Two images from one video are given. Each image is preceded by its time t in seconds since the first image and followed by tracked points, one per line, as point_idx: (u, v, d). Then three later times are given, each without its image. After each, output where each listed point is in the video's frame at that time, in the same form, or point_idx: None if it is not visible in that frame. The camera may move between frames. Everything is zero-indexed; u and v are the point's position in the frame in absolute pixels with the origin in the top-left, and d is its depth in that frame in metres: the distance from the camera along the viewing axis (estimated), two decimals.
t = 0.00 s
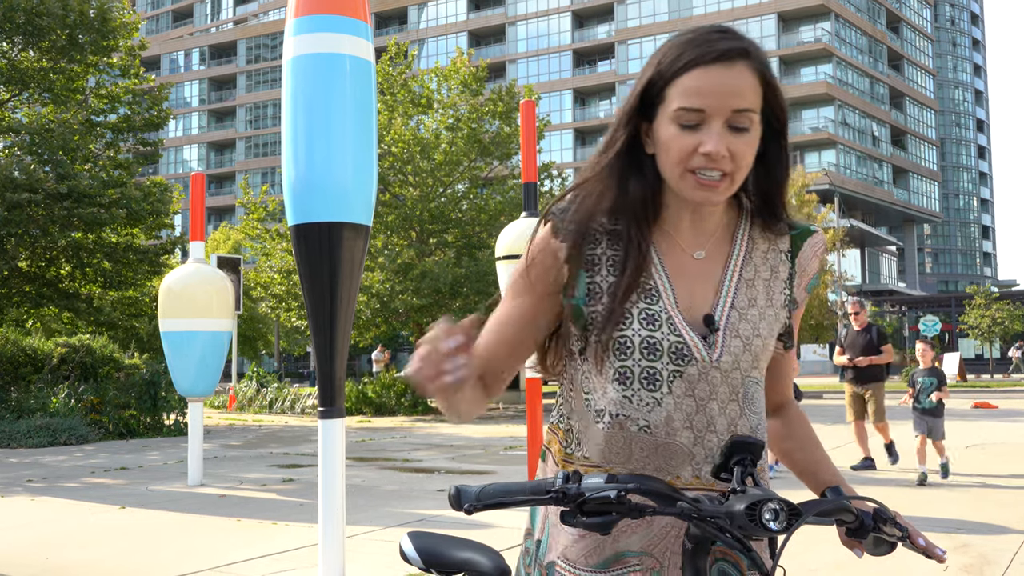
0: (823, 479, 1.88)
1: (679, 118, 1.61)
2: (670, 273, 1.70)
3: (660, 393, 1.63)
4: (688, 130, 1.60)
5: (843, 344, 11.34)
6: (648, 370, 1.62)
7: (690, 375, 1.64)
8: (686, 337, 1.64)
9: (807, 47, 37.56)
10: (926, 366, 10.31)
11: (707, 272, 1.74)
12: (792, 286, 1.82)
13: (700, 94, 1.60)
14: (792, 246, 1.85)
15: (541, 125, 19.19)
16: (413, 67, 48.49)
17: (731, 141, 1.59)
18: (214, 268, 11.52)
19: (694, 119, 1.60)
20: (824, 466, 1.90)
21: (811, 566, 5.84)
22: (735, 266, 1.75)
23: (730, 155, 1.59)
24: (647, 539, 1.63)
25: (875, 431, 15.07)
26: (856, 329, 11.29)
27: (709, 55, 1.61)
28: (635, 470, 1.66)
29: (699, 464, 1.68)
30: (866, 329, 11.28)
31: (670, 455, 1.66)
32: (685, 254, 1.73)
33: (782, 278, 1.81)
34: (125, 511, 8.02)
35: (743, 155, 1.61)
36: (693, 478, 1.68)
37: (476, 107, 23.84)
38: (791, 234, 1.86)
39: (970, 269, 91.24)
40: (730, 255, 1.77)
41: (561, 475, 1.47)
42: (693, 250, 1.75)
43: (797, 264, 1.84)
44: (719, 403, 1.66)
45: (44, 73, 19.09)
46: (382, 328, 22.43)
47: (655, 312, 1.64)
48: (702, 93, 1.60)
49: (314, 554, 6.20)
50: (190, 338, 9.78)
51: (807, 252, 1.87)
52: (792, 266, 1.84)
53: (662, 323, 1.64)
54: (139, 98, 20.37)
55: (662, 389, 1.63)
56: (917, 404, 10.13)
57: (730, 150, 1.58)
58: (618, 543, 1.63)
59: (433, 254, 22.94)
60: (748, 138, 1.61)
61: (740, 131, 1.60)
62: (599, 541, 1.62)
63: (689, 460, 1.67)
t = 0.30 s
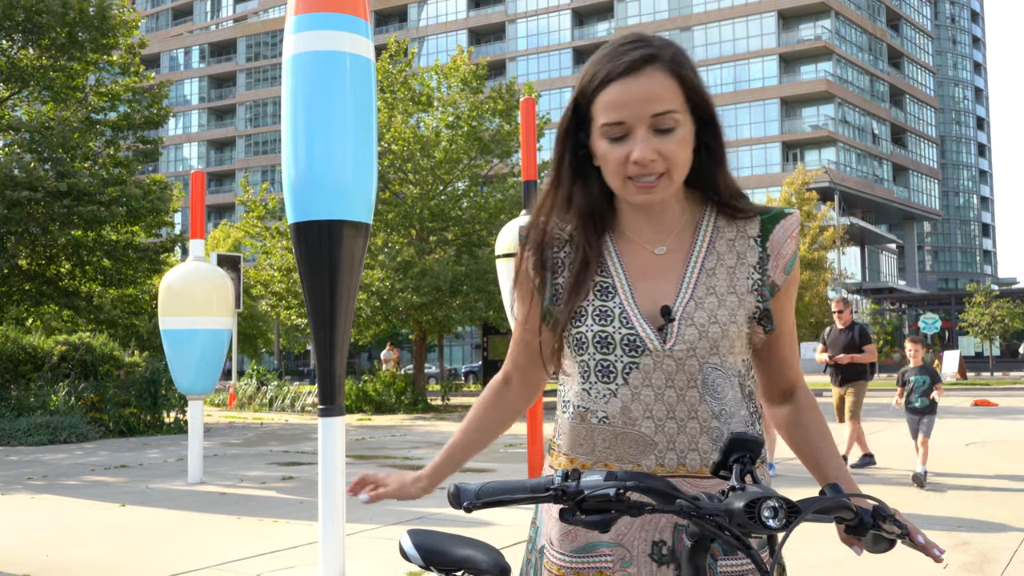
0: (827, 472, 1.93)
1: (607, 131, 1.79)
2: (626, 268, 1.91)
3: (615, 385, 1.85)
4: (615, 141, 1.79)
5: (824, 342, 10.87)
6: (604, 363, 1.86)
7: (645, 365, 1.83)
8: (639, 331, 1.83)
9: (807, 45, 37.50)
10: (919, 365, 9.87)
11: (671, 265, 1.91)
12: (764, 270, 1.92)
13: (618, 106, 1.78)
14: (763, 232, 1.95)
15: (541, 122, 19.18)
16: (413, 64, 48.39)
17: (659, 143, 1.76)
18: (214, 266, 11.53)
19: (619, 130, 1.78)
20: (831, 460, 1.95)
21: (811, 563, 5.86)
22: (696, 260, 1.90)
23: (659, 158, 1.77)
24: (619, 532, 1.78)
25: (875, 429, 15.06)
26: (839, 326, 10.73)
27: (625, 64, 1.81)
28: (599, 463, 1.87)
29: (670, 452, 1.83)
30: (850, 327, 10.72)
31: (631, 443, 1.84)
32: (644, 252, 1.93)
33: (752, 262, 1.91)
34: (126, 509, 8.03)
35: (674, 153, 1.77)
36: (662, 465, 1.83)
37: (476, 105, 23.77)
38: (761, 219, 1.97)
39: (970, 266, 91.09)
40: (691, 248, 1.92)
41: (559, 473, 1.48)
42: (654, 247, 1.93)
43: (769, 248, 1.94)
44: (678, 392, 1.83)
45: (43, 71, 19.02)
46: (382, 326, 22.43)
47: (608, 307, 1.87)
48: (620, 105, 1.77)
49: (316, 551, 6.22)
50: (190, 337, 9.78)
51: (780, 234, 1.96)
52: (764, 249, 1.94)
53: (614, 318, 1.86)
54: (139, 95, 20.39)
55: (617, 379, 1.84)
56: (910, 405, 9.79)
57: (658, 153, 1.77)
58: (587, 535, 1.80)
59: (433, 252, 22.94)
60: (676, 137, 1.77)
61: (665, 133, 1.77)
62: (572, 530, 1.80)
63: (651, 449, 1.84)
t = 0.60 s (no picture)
0: (823, 470, 1.92)
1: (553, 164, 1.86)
2: (593, 278, 2.05)
3: (578, 383, 1.97)
4: (560, 173, 1.86)
5: (807, 339, 10.71)
6: (568, 364, 1.98)
7: (604, 363, 1.95)
8: (599, 332, 1.96)
9: (807, 43, 37.49)
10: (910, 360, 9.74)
11: (632, 271, 2.03)
12: (720, 267, 2.00)
13: (556, 141, 1.84)
14: (718, 230, 2.04)
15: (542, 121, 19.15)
16: (413, 62, 48.35)
17: (597, 172, 1.84)
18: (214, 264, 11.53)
19: (562, 164, 1.85)
20: (821, 452, 1.95)
21: (811, 561, 5.87)
22: (655, 264, 2.00)
23: (600, 185, 1.84)
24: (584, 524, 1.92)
25: (874, 427, 15.07)
26: (821, 322, 10.64)
27: (556, 102, 1.86)
28: (564, 457, 1.99)
29: (631, 445, 1.93)
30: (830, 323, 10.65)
31: (593, 436, 1.96)
32: (610, 259, 2.06)
33: (706, 261, 2.00)
34: (126, 507, 8.04)
35: (615, 178, 1.85)
36: (621, 457, 1.93)
37: (475, 103, 23.80)
38: (717, 220, 2.05)
39: (970, 264, 91.12)
40: (651, 255, 2.02)
41: (562, 469, 1.47)
42: (618, 253, 2.06)
43: (725, 245, 2.02)
44: (635, 387, 1.93)
45: (43, 69, 19.03)
46: (382, 325, 22.45)
47: (573, 312, 2.01)
48: (555, 141, 1.83)
49: (316, 549, 6.23)
50: (191, 334, 9.78)
51: (736, 233, 2.03)
52: (720, 246, 2.02)
53: (577, 321, 1.99)
54: (139, 94, 20.45)
55: (580, 378, 1.97)
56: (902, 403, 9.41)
57: (599, 181, 1.84)
58: (559, 522, 1.95)
59: (433, 250, 22.99)
60: (613, 166, 1.85)
61: (603, 162, 1.84)
62: (548, 515, 1.95)
63: (611, 441, 1.95)
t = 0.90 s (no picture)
0: (825, 469, 1.89)
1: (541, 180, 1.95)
2: (583, 280, 2.10)
3: (565, 374, 2.03)
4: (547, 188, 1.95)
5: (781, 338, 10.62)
6: (559, 356, 2.04)
7: (589, 358, 2.01)
8: (586, 328, 2.02)
9: (807, 40, 37.46)
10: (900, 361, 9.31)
11: (619, 271, 2.08)
12: (700, 267, 2.03)
13: (543, 161, 1.93)
14: (698, 234, 2.06)
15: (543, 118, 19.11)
16: (413, 58, 48.28)
17: (578, 190, 1.93)
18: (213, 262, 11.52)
19: (549, 180, 1.94)
20: (813, 446, 1.93)
21: (810, 558, 5.89)
22: (640, 265, 2.05)
23: (582, 203, 1.93)
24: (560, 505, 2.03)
25: (873, 424, 15.09)
26: (793, 321, 10.59)
27: (542, 127, 1.95)
28: (549, 443, 2.05)
29: (612, 431, 1.98)
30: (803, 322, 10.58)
31: (574, 424, 2.01)
32: (599, 262, 2.11)
33: (685, 261, 2.04)
34: (127, 504, 8.04)
35: (596, 196, 1.94)
36: (602, 443, 1.99)
37: (475, 100, 23.77)
38: (698, 224, 2.07)
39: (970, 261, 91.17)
40: (637, 257, 2.07)
41: (564, 464, 1.48)
42: (608, 256, 2.11)
43: (704, 247, 2.04)
44: (618, 378, 1.98)
45: (42, 66, 19.04)
46: (382, 321, 22.43)
47: (563, 309, 2.07)
48: (543, 161, 1.93)
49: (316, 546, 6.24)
50: (191, 332, 9.77)
51: (715, 235, 2.05)
52: (700, 249, 2.05)
53: (567, 318, 2.05)
54: (138, 91, 20.44)
55: (567, 370, 2.03)
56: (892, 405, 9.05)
57: (580, 198, 1.93)
58: (541, 504, 2.05)
59: (433, 247, 23.01)
60: (593, 185, 1.94)
61: (585, 180, 1.93)
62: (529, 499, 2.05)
63: (589, 428, 2.00)
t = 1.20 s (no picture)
0: (824, 456, 1.78)
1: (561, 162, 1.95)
2: (589, 265, 2.10)
3: (571, 353, 2.03)
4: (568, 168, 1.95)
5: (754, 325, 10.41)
6: (563, 336, 2.04)
7: (595, 338, 2.01)
8: (593, 309, 2.02)
9: (807, 30, 37.33)
10: (894, 350, 9.06)
11: (624, 259, 2.08)
12: (700, 255, 2.04)
13: (567, 142, 1.93)
14: (696, 226, 2.07)
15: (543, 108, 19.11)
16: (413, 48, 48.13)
17: (600, 171, 1.93)
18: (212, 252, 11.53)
19: (570, 161, 1.94)
20: (809, 433, 1.84)
21: (807, 546, 5.91)
22: (643, 254, 2.06)
23: (603, 183, 1.93)
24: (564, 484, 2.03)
25: (873, 414, 15.10)
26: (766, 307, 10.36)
27: (569, 109, 1.96)
28: (555, 419, 2.05)
29: (616, 408, 1.99)
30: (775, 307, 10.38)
31: (581, 401, 2.02)
32: (603, 251, 2.11)
33: (686, 249, 2.05)
34: (127, 494, 8.05)
35: (616, 178, 1.94)
36: (605, 419, 2.00)
37: (475, 90, 23.71)
38: (697, 217, 2.08)
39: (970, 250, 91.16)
40: (641, 245, 2.07)
41: (564, 454, 1.48)
42: (611, 245, 2.11)
43: (703, 237, 2.05)
44: (623, 358, 1.99)
45: (41, 56, 18.97)
46: (381, 312, 22.45)
47: (570, 292, 2.07)
48: (566, 141, 1.93)
49: (315, 535, 6.25)
50: (190, 322, 9.77)
51: (713, 226, 2.06)
52: (698, 241, 2.06)
53: (573, 301, 2.05)
54: (137, 81, 20.39)
55: (573, 350, 2.02)
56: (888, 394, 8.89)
57: (601, 179, 1.93)
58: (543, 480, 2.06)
59: (432, 237, 23.06)
60: (615, 166, 1.94)
61: (608, 161, 1.93)
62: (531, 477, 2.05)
63: (596, 405, 2.01)
